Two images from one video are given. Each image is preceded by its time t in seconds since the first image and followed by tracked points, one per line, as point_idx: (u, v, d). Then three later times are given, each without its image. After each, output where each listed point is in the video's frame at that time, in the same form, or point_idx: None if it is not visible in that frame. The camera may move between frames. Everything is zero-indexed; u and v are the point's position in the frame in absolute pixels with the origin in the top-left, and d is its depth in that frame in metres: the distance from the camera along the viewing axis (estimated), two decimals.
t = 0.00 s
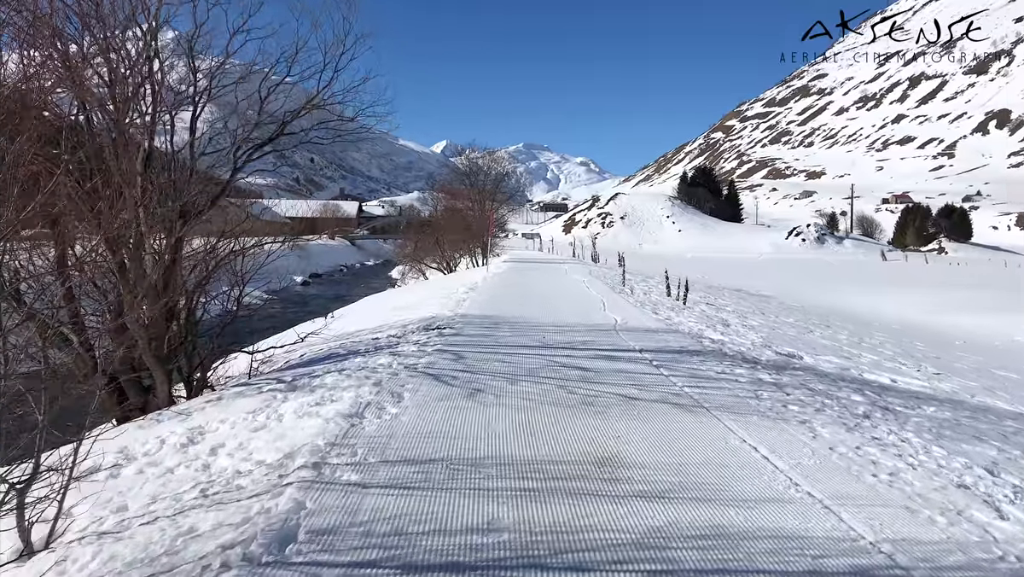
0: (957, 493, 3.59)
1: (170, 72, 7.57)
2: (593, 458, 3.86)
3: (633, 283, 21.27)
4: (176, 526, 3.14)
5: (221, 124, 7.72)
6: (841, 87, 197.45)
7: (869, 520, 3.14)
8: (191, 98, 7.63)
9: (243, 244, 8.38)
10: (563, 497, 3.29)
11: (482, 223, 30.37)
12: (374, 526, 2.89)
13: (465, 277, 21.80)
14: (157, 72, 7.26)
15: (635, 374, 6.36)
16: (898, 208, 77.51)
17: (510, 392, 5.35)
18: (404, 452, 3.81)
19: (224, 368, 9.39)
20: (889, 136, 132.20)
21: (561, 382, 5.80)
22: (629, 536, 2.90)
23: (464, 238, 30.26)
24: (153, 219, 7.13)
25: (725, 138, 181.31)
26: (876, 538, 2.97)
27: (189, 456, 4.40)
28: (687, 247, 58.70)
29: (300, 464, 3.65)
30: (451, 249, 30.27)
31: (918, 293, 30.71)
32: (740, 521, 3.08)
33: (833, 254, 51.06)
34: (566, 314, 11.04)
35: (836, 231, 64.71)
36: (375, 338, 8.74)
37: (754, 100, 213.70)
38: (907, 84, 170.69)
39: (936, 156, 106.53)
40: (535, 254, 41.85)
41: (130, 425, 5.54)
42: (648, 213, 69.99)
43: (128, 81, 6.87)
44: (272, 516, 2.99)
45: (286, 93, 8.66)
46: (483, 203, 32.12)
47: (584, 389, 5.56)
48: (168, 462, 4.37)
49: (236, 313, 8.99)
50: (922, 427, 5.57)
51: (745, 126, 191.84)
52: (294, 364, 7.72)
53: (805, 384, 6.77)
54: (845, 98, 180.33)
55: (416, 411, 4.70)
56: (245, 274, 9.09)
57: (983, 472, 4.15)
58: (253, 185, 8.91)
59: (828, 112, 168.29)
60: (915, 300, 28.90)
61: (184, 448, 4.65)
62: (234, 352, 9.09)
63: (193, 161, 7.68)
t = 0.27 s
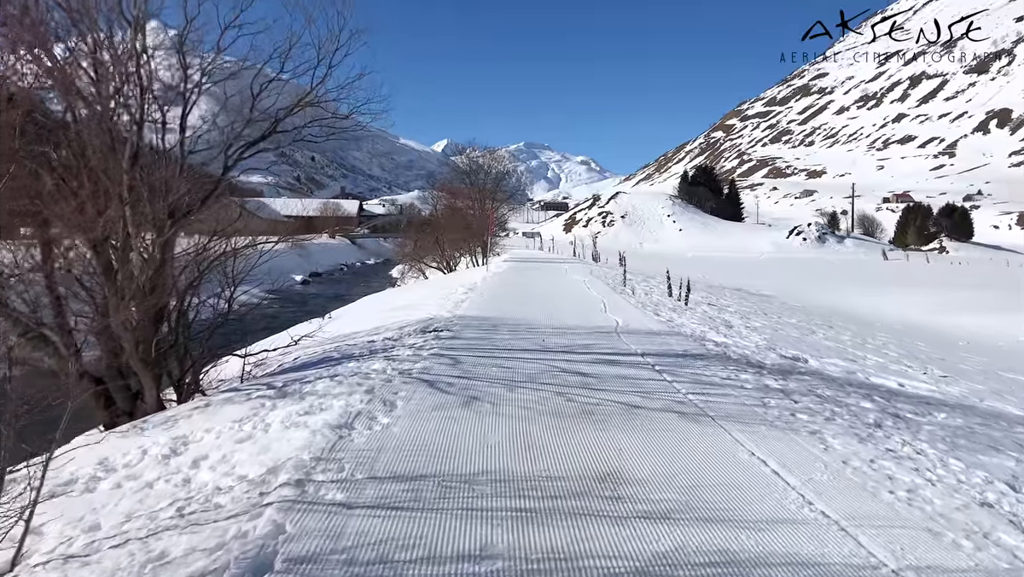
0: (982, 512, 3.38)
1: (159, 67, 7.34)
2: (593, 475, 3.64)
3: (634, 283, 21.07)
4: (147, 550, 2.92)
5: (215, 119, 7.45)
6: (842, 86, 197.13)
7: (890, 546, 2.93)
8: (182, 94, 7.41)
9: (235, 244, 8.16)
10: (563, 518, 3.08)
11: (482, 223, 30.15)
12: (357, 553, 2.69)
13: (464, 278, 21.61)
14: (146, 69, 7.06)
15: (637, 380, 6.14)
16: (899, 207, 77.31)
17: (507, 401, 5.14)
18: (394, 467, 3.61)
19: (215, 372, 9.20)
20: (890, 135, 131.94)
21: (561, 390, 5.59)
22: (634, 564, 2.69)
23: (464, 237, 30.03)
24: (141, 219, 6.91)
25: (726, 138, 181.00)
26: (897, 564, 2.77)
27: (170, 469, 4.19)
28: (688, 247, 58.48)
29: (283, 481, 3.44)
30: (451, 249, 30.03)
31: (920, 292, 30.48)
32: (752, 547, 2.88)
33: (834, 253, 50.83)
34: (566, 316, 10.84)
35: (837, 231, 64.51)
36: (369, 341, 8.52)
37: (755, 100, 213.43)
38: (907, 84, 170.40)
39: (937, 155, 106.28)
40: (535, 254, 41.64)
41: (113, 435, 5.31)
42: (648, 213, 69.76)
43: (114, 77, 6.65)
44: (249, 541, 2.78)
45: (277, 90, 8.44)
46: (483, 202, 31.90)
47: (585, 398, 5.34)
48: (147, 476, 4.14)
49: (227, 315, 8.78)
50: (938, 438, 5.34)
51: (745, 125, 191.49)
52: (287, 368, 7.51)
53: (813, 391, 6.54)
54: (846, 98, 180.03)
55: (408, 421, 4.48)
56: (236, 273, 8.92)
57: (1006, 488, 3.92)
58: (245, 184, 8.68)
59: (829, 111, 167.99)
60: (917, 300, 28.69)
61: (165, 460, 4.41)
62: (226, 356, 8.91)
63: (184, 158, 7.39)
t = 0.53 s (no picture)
0: (1011, 528, 3.16)
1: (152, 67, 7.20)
2: (597, 488, 3.43)
3: (634, 284, 20.89)
4: (115, 572, 2.70)
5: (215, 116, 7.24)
6: (842, 87, 197.11)
7: (918, 568, 2.71)
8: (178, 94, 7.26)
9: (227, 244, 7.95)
10: (567, 538, 2.86)
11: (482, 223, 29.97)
12: None
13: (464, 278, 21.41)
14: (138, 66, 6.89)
15: (640, 384, 5.92)
16: (899, 208, 77.18)
17: (506, 407, 4.92)
18: (386, 480, 3.39)
19: (205, 375, 9.00)
20: (890, 136, 131.79)
21: (561, 395, 5.36)
22: None
23: (464, 238, 29.86)
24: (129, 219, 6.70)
25: (726, 138, 180.85)
26: None
27: (149, 480, 3.97)
28: (688, 247, 58.31)
29: (266, 495, 3.23)
30: (451, 249, 29.85)
31: (922, 293, 30.23)
32: (772, 568, 2.66)
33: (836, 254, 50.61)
34: (566, 317, 10.64)
35: (838, 231, 64.34)
36: (364, 344, 8.32)
37: (755, 100, 213.36)
38: (907, 84, 170.37)
39: (937, 156, 106.15)
40: (535, 254, 41.41)
41: (95, 443, 5.10)
42: (649, 213, 69.57)
43: (103, 74, 6.48)
44: (224, 564, 2.56)
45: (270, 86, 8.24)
46: (483, 202, 31.73)
47: (587, 403, 5.12)
48: (126, 487, 3.92)
49: (219, 317, 8.57)
50: (953, 444, 5.13)
51: (745, 126, 191.30)
52: (279, 372, 7.30)
53: (821, 395, 6.33)
54: (846, 99, 179.92)
55: (401, 429, 4.26)
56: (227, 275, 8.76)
57: None
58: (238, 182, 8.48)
59: (829, 112, 167.88)
60: (919, 300, 28.51)
61: (145, 470, 4.20)
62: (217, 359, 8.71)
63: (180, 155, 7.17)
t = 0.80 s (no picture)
0: None
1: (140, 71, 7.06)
2: (599, 507, 3.24)
3: (635, 284, 20.70)
4: None
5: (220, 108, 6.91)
6: (843, 86, 196.84)
7: None
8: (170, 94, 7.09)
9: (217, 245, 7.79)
10: (567, 564, 2.67)
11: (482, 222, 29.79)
12: None
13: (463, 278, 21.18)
14: (128, 63, 6.74)
15: (642, 391, 5.73)
16: (900, 207, 76.98)
17: (504, 416, 4.73)
18: (375, 498, 3.20)
19: (198, 378, 8.81)
20: (891, 135, 131.52)
21: (561, 402, 5.17)
22: None
23: (464, 237, 29.67)
24: (115, 218, 6.53)
25: (727, 137, 180.54)
26: None
27: (128, 495, 3.77)
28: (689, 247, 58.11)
29: (247, 515, 3.04)
30: (450, 249, 29.65)
31: (925, 293, 29.92)
32: None
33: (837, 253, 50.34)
34: (567, 319, 10.42)
35: (839, 231, 64.16)
36: (360, 347, 8.12)
37: (756, 99, 213.06)
38: (908, 83, 170.11)
39: (938, 155, 105.91)
40: (535, 254, 41.17)
41: (77, 452, 4.90)
42: (650, 213, 69.35)
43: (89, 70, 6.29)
44: None
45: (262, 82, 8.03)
46: (483, 201, 31.53)
47: (587, 411, 4.92)
48: (102, 502, 3.72)
49: (210, 319, 8.40)
50: (970, 454, 4.92)
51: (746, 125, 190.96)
52: (271, 377, 7.10)
53: (830, 401, 6.13)
54: (847, 98, 179.65)
55: (394, 440, 4.08)
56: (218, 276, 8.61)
57: None
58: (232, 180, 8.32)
59: (830, 111, 167.60)
60: (920, 300, 28.32)
61: (124, 483, 4.00)
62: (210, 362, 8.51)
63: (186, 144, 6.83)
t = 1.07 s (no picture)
0: None
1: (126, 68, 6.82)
2: (603, 522, 3.04)
3: (637, 285, 20.52)
4: None
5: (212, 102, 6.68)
6: (844, 87, 196.78)
7: None
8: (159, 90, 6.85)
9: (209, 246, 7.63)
10: None
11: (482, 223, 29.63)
12: None
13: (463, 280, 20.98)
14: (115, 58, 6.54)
15: (646, 396, 5.52)
16: (901, 208, 76.81)
17: (502, 422, 4.54)
18: (362, 514, 3.00)
19: (188, 382, 8.62)
20: (892, 136, 131.41)
21: (561, 408, 4.96)
22: None
23: (464, 238, 29.51)
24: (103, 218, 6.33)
25: (728, 139, 180.44)
26: None
27: (104, 507, 3.57)
28: (690, 248, 57.94)
29: (224, 532, 2.83)
30: (450, 250, 29.48)
31: (928, 294, 29.67)
32: None
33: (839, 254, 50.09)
34: (567, 321, 10.22)
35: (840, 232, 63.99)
36: (355, 350, 7.92)
37: (757, 100, 212.99)
38: (909, 84, 170.05)
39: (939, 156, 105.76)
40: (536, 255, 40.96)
41: (58, 461, 4.70)
42: (651, 214, 69.17)
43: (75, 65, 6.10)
44: None
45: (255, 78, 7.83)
46: (483, 202, 31.37)
47: (589, 417, 4.72)
48: (76, 516, 3.51)
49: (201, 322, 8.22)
50: (988, 462, 4.71)
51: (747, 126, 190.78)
52: (263, 380, 6.91)
53: (841, 406, 5.91)
54: (848, 99, 179.52)
55: (385, 449, 3.88)
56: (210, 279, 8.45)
57: None
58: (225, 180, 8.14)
59: (831, 112, 167.47)
60: (922, 301, 28.14)
61: (101, 494, 3.79)
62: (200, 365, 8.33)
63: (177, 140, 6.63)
